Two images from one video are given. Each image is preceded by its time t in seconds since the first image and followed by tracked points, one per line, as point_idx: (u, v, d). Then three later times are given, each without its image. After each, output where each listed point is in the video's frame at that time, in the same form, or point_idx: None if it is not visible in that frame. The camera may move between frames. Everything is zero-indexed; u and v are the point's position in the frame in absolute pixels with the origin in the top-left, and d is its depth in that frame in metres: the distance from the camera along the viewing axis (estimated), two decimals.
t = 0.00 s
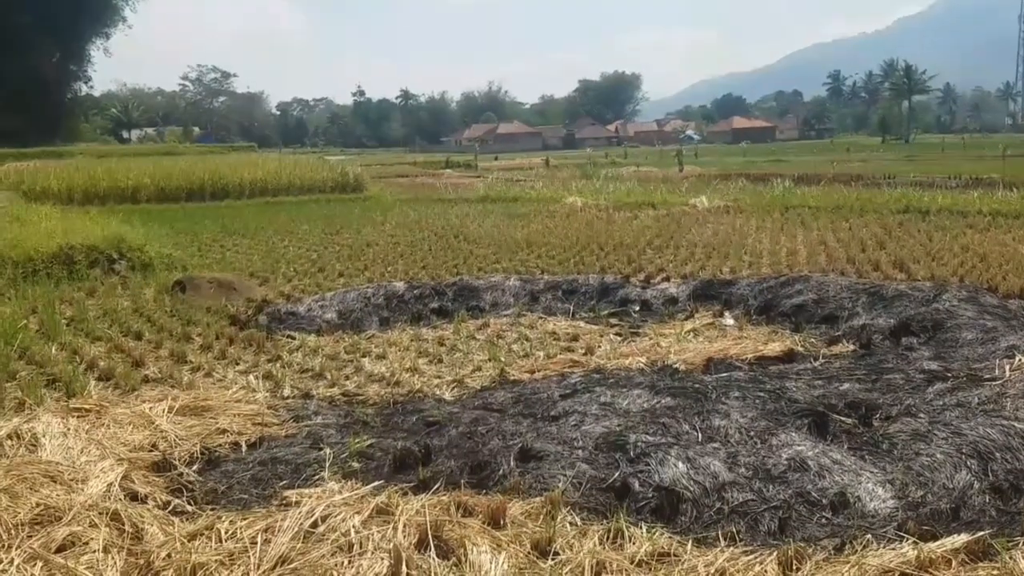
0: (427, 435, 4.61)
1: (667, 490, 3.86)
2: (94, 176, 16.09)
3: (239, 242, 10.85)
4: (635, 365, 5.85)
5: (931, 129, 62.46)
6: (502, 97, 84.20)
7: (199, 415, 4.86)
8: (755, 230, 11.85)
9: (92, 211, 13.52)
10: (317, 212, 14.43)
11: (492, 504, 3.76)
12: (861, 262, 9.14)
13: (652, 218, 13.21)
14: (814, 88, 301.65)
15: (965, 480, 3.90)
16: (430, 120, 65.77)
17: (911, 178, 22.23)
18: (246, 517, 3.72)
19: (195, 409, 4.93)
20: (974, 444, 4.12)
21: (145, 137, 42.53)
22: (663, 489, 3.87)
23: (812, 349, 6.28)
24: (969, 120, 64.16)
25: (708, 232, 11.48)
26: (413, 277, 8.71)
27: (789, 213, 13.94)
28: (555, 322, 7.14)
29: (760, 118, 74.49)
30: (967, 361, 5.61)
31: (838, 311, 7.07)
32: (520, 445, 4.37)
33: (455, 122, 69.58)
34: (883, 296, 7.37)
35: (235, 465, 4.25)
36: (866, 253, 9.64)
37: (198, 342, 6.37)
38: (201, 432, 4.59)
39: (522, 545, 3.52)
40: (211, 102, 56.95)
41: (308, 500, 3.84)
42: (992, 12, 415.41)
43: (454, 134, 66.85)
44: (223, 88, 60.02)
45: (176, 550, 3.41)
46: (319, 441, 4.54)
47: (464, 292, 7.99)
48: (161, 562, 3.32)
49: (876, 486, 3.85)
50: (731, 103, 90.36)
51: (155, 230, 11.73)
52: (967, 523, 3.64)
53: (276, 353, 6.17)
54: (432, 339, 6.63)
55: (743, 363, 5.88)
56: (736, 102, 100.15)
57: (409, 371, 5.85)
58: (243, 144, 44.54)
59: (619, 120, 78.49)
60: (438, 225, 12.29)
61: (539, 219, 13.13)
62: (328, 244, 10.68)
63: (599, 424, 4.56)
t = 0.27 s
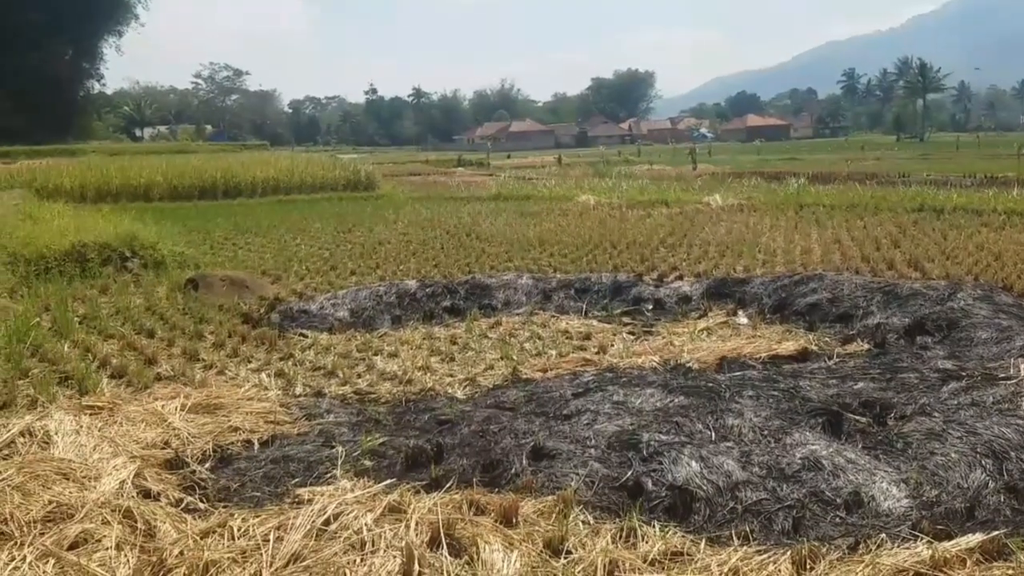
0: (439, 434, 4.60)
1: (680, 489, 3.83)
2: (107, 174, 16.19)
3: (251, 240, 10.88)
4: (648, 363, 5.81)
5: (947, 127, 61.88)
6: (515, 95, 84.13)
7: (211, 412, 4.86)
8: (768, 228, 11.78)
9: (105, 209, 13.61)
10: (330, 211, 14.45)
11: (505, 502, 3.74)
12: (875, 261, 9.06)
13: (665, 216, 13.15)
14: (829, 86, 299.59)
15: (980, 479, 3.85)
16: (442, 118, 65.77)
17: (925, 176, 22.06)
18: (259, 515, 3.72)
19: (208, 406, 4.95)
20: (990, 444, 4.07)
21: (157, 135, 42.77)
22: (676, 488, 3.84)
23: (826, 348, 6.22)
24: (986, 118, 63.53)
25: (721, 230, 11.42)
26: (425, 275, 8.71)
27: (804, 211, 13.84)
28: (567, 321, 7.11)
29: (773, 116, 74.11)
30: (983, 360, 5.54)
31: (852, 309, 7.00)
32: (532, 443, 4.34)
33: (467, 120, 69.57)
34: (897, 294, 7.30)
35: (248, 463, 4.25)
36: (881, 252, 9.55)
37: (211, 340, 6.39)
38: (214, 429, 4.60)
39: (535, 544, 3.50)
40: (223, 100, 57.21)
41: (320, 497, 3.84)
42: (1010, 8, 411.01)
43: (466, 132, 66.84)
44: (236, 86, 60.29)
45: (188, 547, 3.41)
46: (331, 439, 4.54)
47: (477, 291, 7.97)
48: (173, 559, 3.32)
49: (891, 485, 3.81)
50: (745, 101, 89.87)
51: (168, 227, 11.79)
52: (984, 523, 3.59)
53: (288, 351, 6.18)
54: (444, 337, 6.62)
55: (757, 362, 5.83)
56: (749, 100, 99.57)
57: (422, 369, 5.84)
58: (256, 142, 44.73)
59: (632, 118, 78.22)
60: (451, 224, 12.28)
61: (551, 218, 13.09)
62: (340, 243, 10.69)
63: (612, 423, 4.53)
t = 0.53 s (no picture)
0: (451, 432, 4.58)
1: (693, 488, 3.79)
2: (120, 172, 16.28)
3: (263, 238, 10.89)
4: (662, 362, 5.77)
5: (962, 126, 61.35)
6: (527, 93, 84.03)
7: (223, 410, 4.86)
8: (782, 227, 11.69)
9: (117, 206, 13.67)
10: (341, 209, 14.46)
11: (517, 500, 3.71)
12: (890, 260, 8.96)
13: (678, 215, 13.08)
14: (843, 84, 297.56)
15: (995, 479, 3.80)
16: (454, 116, 65.76)
17: (940, 174, 21.84)
18: (272, 513, 3.71)
19: (220, 404, 4.94)
20: (1005, 443, 4.02)
21: (170, 133, 42.98)
22: (689, 486, 3.80)
23: (840, 347, 6.15)
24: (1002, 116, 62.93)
25: (735, 229, 11.33)
26: (437, 273, 8.69)
27: (818, 210, 13.72)
28: (580, 320, 7.07)
29: (787, 114, 73.65)
30: (1000, 358, 5.46)
31: (866, 308, 6.93)
32: (545, 442, 4.31)
33: (480, 118, 69.53)
34: (912, 293, 7.21)
35: (260, 461, 4.25)
36: (896, 251, 9.45)
37: (223, 338, 6.39)
38: (226, 427, 4.60)
39: (547, 542, 3.46)
40: (236, 99, 57.45)
41: (332, 495, 3.82)
42: None
43: (478, 130, 66.80)
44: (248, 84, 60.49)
45: (201, 545, 3.40)
46: (343, 437, 4.52)
47: (489, 289, 7.95)
48: (185, 557, 3.31)
49: (905, 485, 3.76)
50: (758, 100, 89.42)
51: (180, 225, 11.83)
52: (1000, 523, 3.54)
53: (300, 349, 6.17)
54: (457, 335, 6.60)
55: (771, 361, 5.77)
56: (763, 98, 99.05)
57: (434, 367, 5.82)
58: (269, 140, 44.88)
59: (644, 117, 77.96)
60: (462, 222, 12.26)
61: (563, 216, 13.05)
62: (352, 241, 10.70)
63: (625, 422, 4.48)
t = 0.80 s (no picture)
0: (463, 431, 4.56)
1: (706, 487, 3.76)
2: (133, 170, 16.38)
3: (276, 237, 10.92)
4: (675, 361, 5.73)
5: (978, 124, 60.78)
6: (539, 91, 83.92)
7: (236, 408, 4.87)
8: (796, 225, 11.61)
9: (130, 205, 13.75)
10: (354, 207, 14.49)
11: (530, 499, 3.69)
12: (905, 258, 8.87)
13: (691, 213, 13.01)
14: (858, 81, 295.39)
15: (1011, 478, 3.76)
16: (466, 115, 65.79)
17: (955, 173, 21.65)
18: (284, 511, 3.70)
19: (233, 402, 4.95)
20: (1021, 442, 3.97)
21: (183, 131, 43.24)
22: (702, 486, 3.77)
23: (855, 346, 6.09)
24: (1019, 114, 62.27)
25: (749, 228, 11.26)
26: (448, 272, 8.68)
27: (832, 208, 13.61)
28: (592, 318, 7.04)
29: (800, 112, 73.21)
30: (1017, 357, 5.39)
31: (881, 307, 6.86)
32: (557, 440, 4.28)
33: (492, 116, 69.51)
34: (927, 291, 7.13)
35: (272, 459, 4.25)
36: (911, 249, 9.35)
37: (235, 336, 6.41)
38: (239, 425, 4.61)
39: (560, 541, 3.44)
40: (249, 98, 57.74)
41: (345, 494, 3.82)
42: None
43: (490, 129, 66.80)
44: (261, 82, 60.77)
45: (213, 542, 3.40)
46: (355, 435, 4.52)
47: (501, 288, 7.93)
48: (197, 554, 3.31)
49: (920, 484, 3.72)
50: (772, 98, 88.94)
51: (192, 223, 11.89)
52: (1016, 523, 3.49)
53: (312, 347, 6.18)
54: (469, 334, 6.59)
55: (785, 360, 5.72)
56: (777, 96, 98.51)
57: (446, 366, 5.81)
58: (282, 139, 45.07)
59: (657, 115, 77.69)
60: (475, 220, 12.26)
61: (576, 214, 13.02)
62: (364, 239, 10.71)
63: (637, 421, 4.46)
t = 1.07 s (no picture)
0: (475, 429, 4.56)
1: (719, 487, 3.74)
2: (148, 169, 16.50)
3: (289, 235, 10.97)
4: (687, 360, 5.71)
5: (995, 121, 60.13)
6: (552, 89, 83.82)
7: (248, 406, 4.90)
8: (810, 223, 11.54)
9: (145, 204, 13.85)
10: (367, 206, 14.52)
11: (541, 497, 3.69)
12: (920, 257, 8.79)
13: (704, 211, 12.96)
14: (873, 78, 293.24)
15: None
16: (479, 114, 65.80)
17: (972, 170, 21.43)
18: (296, 508, 3.72)
19: (246, 400, 4.98)
20: None
21: (197, 130, 43.50)
22: (714, 485, 3.75)
23: (869, 345, 6.04)
24: None
25: (762, 226, 11.20)
26: (460, 270, 8.69)
27: (846, 207, 13.52)
28: (604, 317, 7.03)
29: (815, 110, 72.71)
30: None
31: (895, 306, 6.81)
32: (568, 438, 4.27)
33: (505, 114, 69.47)
34: (942, 290, 7.06)
35: (284, 456, 4.27)
36: (927, 247, 9.27)
37: (248, 334, 6.44)
38: (251, 422, 4.63)
39: (570, 540, 3.44)
40: (262, 97, 57.98)
41: (356, 491, 3.83)
42: None
43: (502, 127, 66.76)
44: (274, 82, 61.04)
45: (225, 540, 3.42)
46: (367, 433, 4.53)
47: (513, 286, 7.92)
48: (209, 551, 3.32)
49: (934, 484, 3.69)
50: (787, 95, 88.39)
51: (206, 222, 11.96)
52: None
53: (324, 345, 6.21)
54: (480, 332, 6.59)
55: (799, 359, 5.69)
56: (791, 93, 97.99)
57: (457, 364, 5.82)
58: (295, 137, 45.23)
59: (670, 113, 77.38)
60: (487, 219, 12.27)
61: (588, 212, 13.00)
62: (377, 237, 10.73)
63: (649, 420, 4.44)
